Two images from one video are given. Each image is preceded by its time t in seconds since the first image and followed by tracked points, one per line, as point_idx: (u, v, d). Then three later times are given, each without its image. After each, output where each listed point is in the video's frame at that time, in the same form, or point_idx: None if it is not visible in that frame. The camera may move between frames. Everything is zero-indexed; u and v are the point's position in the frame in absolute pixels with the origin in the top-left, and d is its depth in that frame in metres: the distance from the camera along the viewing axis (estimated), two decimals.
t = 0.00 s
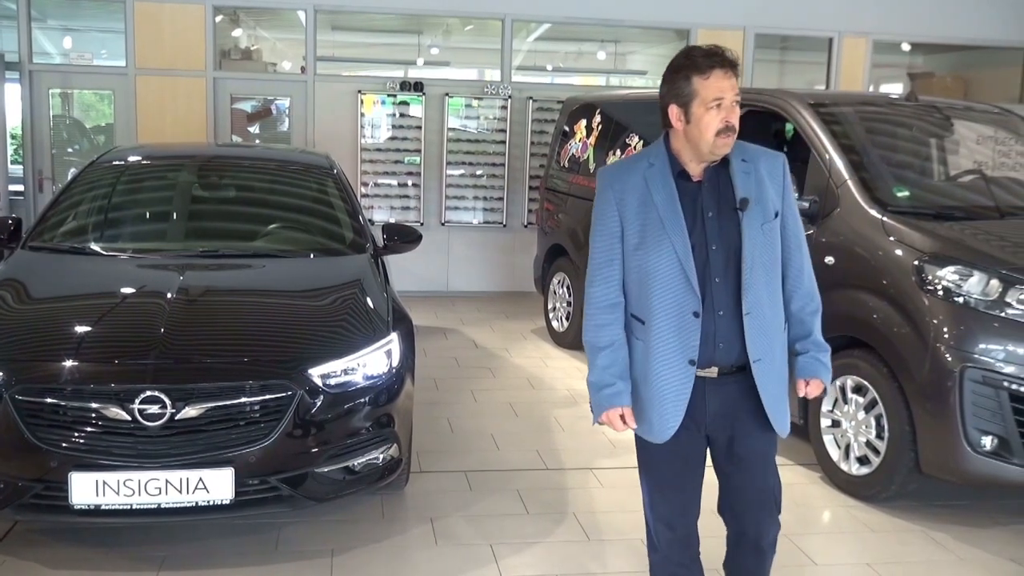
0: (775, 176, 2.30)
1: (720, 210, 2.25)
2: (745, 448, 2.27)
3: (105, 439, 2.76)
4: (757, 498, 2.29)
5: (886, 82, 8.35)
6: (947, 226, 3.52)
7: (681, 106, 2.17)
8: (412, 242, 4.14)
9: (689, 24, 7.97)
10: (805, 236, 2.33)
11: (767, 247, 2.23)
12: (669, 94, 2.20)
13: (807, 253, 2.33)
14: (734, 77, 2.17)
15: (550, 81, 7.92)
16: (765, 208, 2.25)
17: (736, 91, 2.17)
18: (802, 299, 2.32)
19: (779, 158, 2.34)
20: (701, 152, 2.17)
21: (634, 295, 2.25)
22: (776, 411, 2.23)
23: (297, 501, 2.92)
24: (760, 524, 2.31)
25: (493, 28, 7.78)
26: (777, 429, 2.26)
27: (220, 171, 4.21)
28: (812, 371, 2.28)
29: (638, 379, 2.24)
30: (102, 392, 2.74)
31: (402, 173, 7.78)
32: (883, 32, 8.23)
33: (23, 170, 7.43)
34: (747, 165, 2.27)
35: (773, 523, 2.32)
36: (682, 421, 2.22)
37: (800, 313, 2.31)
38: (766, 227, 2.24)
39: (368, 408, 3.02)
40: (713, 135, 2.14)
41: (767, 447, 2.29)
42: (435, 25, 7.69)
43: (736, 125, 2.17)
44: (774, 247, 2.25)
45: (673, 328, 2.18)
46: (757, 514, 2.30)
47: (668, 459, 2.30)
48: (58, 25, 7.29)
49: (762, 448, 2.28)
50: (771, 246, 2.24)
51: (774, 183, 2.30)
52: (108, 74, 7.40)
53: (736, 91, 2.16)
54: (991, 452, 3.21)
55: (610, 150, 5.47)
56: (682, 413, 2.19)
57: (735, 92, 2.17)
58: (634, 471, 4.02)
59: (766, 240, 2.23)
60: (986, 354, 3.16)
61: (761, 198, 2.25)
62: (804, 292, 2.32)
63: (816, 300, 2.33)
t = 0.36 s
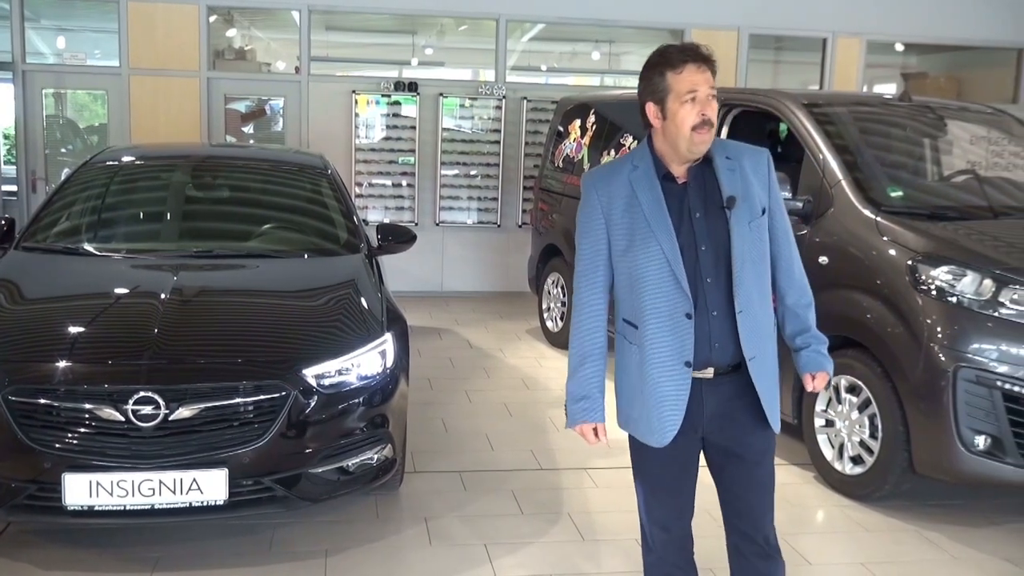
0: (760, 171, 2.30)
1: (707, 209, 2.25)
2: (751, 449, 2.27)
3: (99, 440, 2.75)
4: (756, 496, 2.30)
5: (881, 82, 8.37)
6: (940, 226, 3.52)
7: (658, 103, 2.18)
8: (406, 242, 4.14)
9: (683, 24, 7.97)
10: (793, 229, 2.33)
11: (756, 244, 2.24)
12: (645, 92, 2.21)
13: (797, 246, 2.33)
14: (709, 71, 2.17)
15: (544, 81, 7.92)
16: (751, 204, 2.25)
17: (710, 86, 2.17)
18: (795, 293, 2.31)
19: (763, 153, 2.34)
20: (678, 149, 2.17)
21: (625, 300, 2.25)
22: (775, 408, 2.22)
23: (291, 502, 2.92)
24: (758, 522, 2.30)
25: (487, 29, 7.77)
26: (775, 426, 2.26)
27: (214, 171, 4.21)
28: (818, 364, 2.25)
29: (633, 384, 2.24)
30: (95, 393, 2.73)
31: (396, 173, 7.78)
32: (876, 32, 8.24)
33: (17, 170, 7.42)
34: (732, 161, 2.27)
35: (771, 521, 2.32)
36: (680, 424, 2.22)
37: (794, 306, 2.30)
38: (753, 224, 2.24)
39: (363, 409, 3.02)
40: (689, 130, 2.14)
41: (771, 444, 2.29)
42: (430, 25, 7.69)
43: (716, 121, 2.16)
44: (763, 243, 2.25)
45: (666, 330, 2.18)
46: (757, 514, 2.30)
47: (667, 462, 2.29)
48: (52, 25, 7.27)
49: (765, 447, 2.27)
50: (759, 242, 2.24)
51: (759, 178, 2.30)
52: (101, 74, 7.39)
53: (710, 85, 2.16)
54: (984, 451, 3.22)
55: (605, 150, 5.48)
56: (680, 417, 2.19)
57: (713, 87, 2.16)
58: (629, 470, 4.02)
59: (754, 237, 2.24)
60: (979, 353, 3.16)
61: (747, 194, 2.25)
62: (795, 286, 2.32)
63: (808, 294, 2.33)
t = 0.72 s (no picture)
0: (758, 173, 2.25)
1: (695, 208, 2.24)
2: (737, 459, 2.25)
3: (87, 441, 2.74)
4: (745, 505, 2.26)
5: (870, 82, 8.39)
6: (928, 226, 3.54)
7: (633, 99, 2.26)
8: (396, 242, 4.13)
9: (673, 25, 7.98)
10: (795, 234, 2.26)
11: (742, 246, 2.20)
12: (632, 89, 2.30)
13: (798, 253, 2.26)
14: (677, 64, 2.18)
15: (534, 81, 7.92)
16: (743, 205, 2.21)
17: (676, 78, 2.17)
18: (792, 301, 2.25)
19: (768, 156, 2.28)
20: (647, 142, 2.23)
21: (609, 294, 2.29)
22: (751, 413, 2.20)
23: (281, 503, 2.92)
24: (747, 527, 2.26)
25: (477, 29, 7.77)
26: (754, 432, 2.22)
27: (203, 171, 4.20)
28: (803, 376, 2.22)
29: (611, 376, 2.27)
30: (83, 394, 2.72)
31: (386, 173, 7.77)
32: (865, 33, 8.27)
33: (4, 171, 7.38)
34: (727, 161, 2.24)
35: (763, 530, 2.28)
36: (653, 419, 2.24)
37: (789, 313, 2.25)
38: (742, 225, 2.20)
39: (353, 409, 3.02)
40: (650, 123, 2.18)
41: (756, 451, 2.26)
42: (419, 25, 7.68)
43: (676, 117, 2.16)
44: (753, 246, 2.21)
45: (642, 324, 2.21)
46: (748, 522, 2.26)
47: (651, 464, 2.29)
48: (39, 25, 7.24)
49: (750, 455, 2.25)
50: (746, 245, 2.20)
51: (757, 180, 2.25)
52: (90, 74, 7.35)
53: (674, 78, 2.17)
54: (972, 450, 3.24)
55: (594, 150, 5.48)
56: (652, 411, 2.21)
57: (680, 84, 2.17)
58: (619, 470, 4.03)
59: (740, 238, 2.20)
60: (967, 353, 3.18)
61: (739, 195, 2.21)
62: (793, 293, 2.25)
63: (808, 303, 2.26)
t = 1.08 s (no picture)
0: (766, 182, 2.17)
1: (690, 211, 2.22)
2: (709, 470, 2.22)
3: (70, 445, 2.73)
4: (726, 516, 2.22)
5: (854, 84, 8.44)
6: (911, 227, 3.56)
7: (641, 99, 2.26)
8: (382, 244, 4.12)
9: (658, 27, 8.00)
10: (800, 249, 2.14)
11: (728, 253, 2.14)
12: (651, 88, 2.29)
13: (802, 269, 2.14)
14: (667, 69, 2.14)
15: (519, 83, 7.92)
16: (736, 213, 2.15)
17: (662, 83, 2.14)
18: (785, 317, 2.13)
19: (786, 168, 2.18)
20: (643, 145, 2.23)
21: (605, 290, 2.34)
22: (709, 423, 2.14)
23: (266, 506, 2.90)
24: (727, 538, 2.23)
25: (462, 31, 7.77)
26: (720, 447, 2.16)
27: (187, 174, 4.18)
28: (779, 395, 2.11)
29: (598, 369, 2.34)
30: (67, 398, 2.71)
31: (372, 175, 7.75)
32: (849, 35, 8.31)
33: None
34: (732, 168, 2.18)
35: (748, 543, 2.22)
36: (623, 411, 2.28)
37: (779, 330, 2.13)
38: (731, 232, 2.14)
39: (338, 412, 3.01)
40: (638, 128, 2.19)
41: (730, 466, 2.20)
42: (405, 27, 7.67)
43: (660, 121, 2.14)
44: (740, 255, 2.14)
45: (622, 320, 2.26)
46: (731, 533, 2.22)
47: (634, 463, 2.33)
48: (21, 26, 7.18)
49: (721, 467, 2.20)
50: (734, 253, 2.14)
51: (763, 189, 2.16)
52: (73, 76, 7.32)
53: (660, 84, 2.14)
54: (956, 450, 3.26)
55: (580, 152, 5.49)
56: (620, 406, 2.25)
57: (663, 86, 2.13)
58: (604, 472, 4.03)
59: (727, 245, 2.14)
60: (951, 353, 3.19)
61: (735, 203, 2.16)
62: (786, 309, 2.13)
63: (806, 323, 2.13)
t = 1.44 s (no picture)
0: (787, 196, 2.11)
1: (708, 220, 2.20)
2: (715, 483, 2.21)
3: (46, 453, 2.70)
4: (736, 526, 2.21)
5: (831, 90, 8.50)
6: (888, 232, 3.58)
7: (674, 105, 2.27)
8: (361, 250, 4.11)
9: (637, 33, 8.03)
10: (819, 266, 2.06)
11: (738, 266, 2.11)
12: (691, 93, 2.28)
13: (820, 287, 2.06)
14: (682, 79, 2.13)
15: (498, 88, 7.93)
16: (750, 226, 2.11)
17: (676, 92, 2.14)
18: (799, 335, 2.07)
19: (813, 181, 2.11)
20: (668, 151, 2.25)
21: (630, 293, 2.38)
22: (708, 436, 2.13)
23: (244, 514, 2.88)
24: (734, 549, 2.22)
25: (441, 36, 7.77)
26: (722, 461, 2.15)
27: (164, 179, 4.16)
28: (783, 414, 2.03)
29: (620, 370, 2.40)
30: (42, 406, 2.68)
31: (351, 181, 7.73)
32: (826, 41, 8.37)
33: None
34: (754, 179, 2.14)
35: (755, 553, 2.21)
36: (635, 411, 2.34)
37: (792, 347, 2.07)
38: (743, 245, 2.11)
39: (317, 419, 3.00)
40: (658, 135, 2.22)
41: (743, 478, 2.18)
42: (384, 32, 7.66)
43: (670, 129, 2.16)
44: (751, 268, 2.10)
45: (638, 325, 2.31)
46: (737, 543, 2.22)
47: (650, 473, 2.34)
48: None
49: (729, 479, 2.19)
50: (744, 266, 2.10)
51: (783, 202, 2.11)
52: (48, 81, 7.27)
53: (674, 93, 2.14)
54: (932, 453, 3.28)
55: (559, 157, 5.51)
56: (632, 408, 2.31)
57: (675, 95, 2.14)
58: (584, 476, 4.04)
59: (737, 259, 2.11)
60: (927, 357, 3.22)
61: (751, 215, 2.12)
62: (799, 327, 2.07)
63: (822, 342, 2.05)
